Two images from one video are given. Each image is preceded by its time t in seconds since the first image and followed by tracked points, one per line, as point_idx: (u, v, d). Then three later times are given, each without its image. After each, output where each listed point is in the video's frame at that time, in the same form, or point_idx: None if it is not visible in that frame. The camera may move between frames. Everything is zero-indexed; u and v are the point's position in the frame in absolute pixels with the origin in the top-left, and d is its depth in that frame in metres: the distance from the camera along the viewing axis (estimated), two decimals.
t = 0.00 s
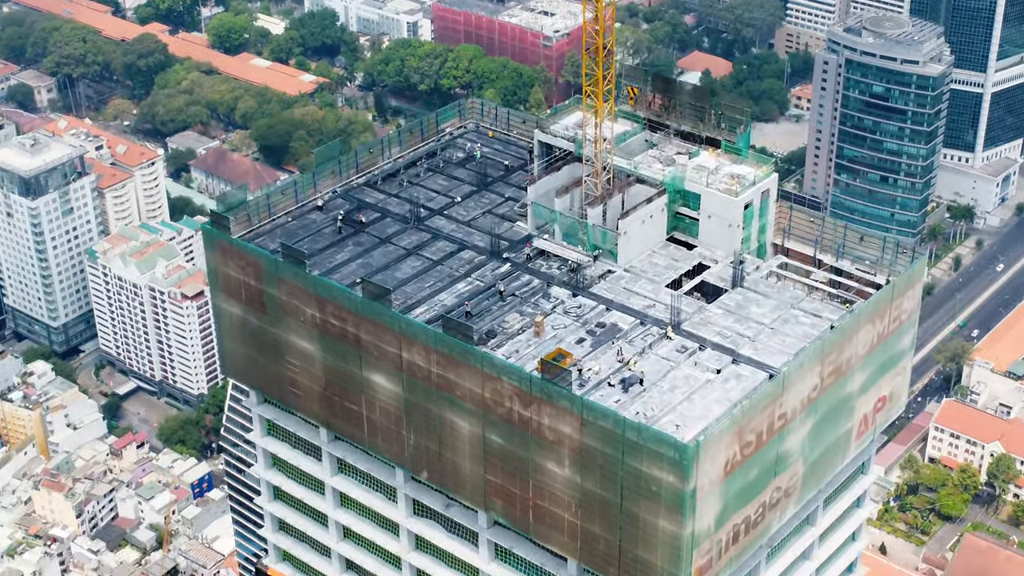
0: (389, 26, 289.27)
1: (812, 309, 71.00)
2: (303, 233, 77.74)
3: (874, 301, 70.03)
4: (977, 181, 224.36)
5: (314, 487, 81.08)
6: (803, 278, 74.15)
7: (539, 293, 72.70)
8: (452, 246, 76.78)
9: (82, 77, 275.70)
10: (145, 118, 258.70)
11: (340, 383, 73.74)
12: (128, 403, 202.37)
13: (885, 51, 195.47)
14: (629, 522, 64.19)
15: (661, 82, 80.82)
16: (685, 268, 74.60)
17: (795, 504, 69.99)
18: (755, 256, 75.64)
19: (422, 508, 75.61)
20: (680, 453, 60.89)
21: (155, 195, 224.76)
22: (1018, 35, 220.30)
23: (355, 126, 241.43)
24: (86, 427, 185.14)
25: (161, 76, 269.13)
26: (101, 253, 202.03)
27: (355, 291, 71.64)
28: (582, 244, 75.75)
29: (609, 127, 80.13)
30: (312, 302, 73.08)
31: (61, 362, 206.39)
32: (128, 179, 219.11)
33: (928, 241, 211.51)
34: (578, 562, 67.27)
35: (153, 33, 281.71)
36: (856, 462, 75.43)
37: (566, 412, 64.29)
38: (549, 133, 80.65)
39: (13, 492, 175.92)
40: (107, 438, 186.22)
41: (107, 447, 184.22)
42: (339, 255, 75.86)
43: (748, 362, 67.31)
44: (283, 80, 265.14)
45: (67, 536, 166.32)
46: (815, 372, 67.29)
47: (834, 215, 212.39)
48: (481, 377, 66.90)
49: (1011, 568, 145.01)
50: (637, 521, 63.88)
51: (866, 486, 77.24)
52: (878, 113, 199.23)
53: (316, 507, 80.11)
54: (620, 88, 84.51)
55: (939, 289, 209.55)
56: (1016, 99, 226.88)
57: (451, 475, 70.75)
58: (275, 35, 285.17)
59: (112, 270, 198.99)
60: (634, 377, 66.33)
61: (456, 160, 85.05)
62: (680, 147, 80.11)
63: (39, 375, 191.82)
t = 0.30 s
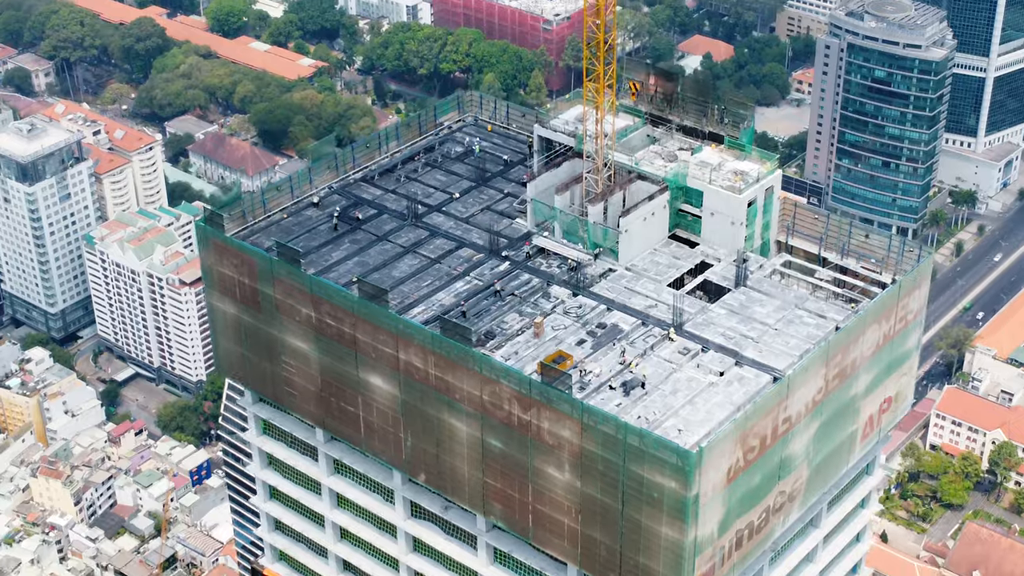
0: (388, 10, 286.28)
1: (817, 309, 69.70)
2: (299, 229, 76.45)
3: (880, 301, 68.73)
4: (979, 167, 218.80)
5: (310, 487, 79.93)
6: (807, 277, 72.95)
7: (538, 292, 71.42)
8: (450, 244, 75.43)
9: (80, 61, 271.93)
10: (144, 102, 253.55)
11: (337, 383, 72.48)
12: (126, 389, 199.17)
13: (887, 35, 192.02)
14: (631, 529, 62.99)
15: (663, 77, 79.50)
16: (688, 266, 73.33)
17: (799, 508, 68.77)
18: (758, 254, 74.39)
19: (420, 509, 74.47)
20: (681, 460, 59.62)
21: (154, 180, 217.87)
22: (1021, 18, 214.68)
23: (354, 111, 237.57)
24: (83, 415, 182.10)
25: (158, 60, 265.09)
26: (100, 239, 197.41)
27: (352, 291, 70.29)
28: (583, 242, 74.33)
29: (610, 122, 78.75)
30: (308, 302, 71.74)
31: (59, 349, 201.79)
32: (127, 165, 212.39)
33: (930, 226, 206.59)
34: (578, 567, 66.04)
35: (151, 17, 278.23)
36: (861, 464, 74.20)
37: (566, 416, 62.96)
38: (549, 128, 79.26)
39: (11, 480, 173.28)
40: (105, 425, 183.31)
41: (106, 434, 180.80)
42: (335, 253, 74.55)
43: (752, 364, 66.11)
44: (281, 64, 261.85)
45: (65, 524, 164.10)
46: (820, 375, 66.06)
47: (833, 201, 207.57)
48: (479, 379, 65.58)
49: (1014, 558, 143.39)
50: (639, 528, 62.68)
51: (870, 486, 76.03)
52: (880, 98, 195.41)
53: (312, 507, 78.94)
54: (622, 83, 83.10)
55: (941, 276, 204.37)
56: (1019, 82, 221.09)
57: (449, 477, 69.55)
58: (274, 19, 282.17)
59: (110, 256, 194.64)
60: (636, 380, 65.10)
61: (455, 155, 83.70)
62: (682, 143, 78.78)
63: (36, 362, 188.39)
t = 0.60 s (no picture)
0: None
1: (821, 309, 68.40)
2: (294, 225, 75.11)
3: (886, 301, 67.43)
4: (981, 150, 214.40)
5: (306, 486, 78.75)
6: (811, 275, 71.62)
7: (538, 290, 70.11)
8: (448, 240, 74.08)
9: (77, 42, 267.86)
10: (141, 84, 250.32)
11: (333, 383, 71.23)
12: (125, 374, 196.83)
13: (889, 18, 189.29)
14: (632, 534, 61.83)
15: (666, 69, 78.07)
16: (690, 264, 72.06)
17: (802, 511, 67.65)
18: (762, 251, 73.06)
19: (417, 510, 73.29)
20: (684, 465, 58.38)
21: (151, 164, 214.91)
22: None
23: (352, 93, 233.24)
24: (82, 400, 179.86)
25: (156, 42, 261.60)
26: (97, 223, 194.18)
27: (348, 289, 68.93)
28: (583, 238, 72.96)
29: (610, 115, 77.29)
30: (303, 300, 70.42)
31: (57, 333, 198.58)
32: (125, 148, 209.37)
33: (931, 209, 203.50)
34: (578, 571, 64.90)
35: None
36: (866, 464, 73.02)
37: (566, 420, 61.68)
38: (548, 120, 77.83)
39: (8, 466, 170.55)
40: (103, 411, 181.01)
41: (104, 419, 177.88)
42: (331, 250, 73.18)
43: (755, 365, 64.82)
44: (280, 46, 258.93)
45: (64, 510, 162.48)
46: (825, 377, 64.79)
47: (835, 183, 205.76)
48: (478, 381, 64.29)
49: (1016, 545, 141.09)
50: (640, 533, 61.53)
51: (875, 487, 74.87)
52: (881, 82, 193.18)
53: (308, 507, 77.78)
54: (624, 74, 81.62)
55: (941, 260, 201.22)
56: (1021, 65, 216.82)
57: (447, 479, 68.37)
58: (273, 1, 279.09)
59: (107, 241, 191.60)
60: (637, 382, 63.81)
61: (453, 148, 82.32)
62: (684, 136, 77.40)
63: (34, 347, 184.77)
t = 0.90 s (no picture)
0: None
1: (826, 308, 67.13)
2: (289, 221, 73.84)
3: (892, 300, 66.15)
4: (983, 132, 209.06)
5: (301, 485, 77.57)
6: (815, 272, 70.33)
7: (538, 288, 68.82)
8: (445, 237, 72.73)
9: (75, 23, 262.51)
10: (138, 66, 246.64)
11: (329, 383, 69.99)
12: (122, 359, 188.64)
13: None
14: (633, 539, 60.67)
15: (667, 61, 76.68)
16: (692, 261, 70.80)
17: (807, 513, 66.45)
18: (765, 247, 71.73)
19: (414, 511, 72.15)
20: (686, 471, 57.17)
21: (148, 146, 209.84)
22: None
23: (352, 75, 230.12)
24: (80, 384, 171.74)
25: (153, 23, 257.67)
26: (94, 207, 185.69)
27: (344, 288, 67.59)
28: (584, 235, 71.67)
29: (611, 108, 75.75)
30: (298, 299, 69.09)
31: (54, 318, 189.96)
32: (122, 130, 203.79)
33: (933, 192, 198.27)
34: None
35: None
36: (871, 464, 71.80)
37: (566, 424, 60.41)
38: (548, 114, 76.52)
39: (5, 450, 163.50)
40: (102, 395, 172.33)
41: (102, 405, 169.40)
42: (327, 246, 71.86)
43: (759, 366, 63.57)
44: (278, 28, 255.75)
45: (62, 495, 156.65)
46: (830, 378, 63.55)
47: (836, 166, 202.39)
48: (476, 383, 63.01)
49: (1017, 532, 136.78)
50: (641, 538, 60.37)
51: (880, 487, 73.66)
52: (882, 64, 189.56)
53: (304, 506, 76.64)
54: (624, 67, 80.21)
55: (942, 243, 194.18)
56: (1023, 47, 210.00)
57: (445, 481, 67.21)
58: None
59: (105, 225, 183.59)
60: (638, 384, 62.54)
61: (451, 140, 80.86)
62: (686, 130, 76.01)
63: (31, 332, 176.03)
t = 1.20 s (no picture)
0: None
1: (831, 308, 65.81)
2: (284, 217, 72.55)
3: (898, 301, 64.88)
4: (985, 115, 206.03)
5: (297, 484, 76.41)
6: (820, 270, 69.01)
7: (537, 287, 67.51)
8: (443, 234, 71.39)
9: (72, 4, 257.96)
10: (136, 48, 242.91)
11: (324, 383, 68.77)
12: (120, 343, 185.39)
13: None
14: (634, 546, 59.51)
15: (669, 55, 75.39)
16: (694, 259, 69.52)
17: (811, 517, 65.25)
18: (769, 245, 70.46)
19: (412, 512, 71.00)
20: (688, 479, 55.96)
21: (147, 130, 204.87)
22: None
23: (350, 57, 226.49)
24: (77, 369, 169.23)
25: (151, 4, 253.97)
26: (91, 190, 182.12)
27: (339, 288, 66.24)
28: (584, 232, 70.38)
29: (612, 102, 74.15)
30: (292, 298, 67.79)
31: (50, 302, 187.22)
32: (119, 114, 199.17)
33: (935, 176, 195.10)
34: None
35: None
36: (876, 465, 70.63)
37: (566, 429, 59.14)
38: (547, 108, 75.07)
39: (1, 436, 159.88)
40: (99, 381, 169.95)
41: (99, 390, 167.44)
42: (322, 244, 70.56)
43: (763, 368, 62.30)
44: (276, 9, 252.51)
45: (59, 481, 153.32)
46: (836, 380, 62.31)
47: (838, 149, 200.09)
48: (474, 386, 61.74)
49: (1020, 519, 135.03)
50: (642, 545, 59.20)
51: (885, 486, 72.53)
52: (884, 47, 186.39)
53: (299, 506, 75.45)
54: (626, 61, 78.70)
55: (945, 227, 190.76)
56: None
57: (443, 484, 66.04)
58: None
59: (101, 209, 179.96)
60: (640, 387, 61.21)
61: (449, 134, 79.57)
62: (688, 126, 74.67)
63: (29, 316, 174.60)
